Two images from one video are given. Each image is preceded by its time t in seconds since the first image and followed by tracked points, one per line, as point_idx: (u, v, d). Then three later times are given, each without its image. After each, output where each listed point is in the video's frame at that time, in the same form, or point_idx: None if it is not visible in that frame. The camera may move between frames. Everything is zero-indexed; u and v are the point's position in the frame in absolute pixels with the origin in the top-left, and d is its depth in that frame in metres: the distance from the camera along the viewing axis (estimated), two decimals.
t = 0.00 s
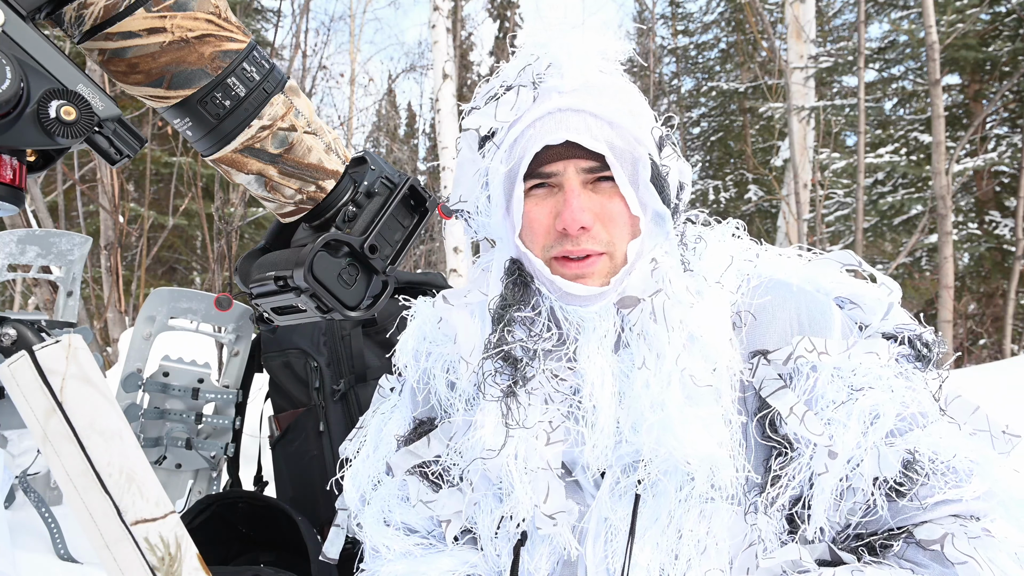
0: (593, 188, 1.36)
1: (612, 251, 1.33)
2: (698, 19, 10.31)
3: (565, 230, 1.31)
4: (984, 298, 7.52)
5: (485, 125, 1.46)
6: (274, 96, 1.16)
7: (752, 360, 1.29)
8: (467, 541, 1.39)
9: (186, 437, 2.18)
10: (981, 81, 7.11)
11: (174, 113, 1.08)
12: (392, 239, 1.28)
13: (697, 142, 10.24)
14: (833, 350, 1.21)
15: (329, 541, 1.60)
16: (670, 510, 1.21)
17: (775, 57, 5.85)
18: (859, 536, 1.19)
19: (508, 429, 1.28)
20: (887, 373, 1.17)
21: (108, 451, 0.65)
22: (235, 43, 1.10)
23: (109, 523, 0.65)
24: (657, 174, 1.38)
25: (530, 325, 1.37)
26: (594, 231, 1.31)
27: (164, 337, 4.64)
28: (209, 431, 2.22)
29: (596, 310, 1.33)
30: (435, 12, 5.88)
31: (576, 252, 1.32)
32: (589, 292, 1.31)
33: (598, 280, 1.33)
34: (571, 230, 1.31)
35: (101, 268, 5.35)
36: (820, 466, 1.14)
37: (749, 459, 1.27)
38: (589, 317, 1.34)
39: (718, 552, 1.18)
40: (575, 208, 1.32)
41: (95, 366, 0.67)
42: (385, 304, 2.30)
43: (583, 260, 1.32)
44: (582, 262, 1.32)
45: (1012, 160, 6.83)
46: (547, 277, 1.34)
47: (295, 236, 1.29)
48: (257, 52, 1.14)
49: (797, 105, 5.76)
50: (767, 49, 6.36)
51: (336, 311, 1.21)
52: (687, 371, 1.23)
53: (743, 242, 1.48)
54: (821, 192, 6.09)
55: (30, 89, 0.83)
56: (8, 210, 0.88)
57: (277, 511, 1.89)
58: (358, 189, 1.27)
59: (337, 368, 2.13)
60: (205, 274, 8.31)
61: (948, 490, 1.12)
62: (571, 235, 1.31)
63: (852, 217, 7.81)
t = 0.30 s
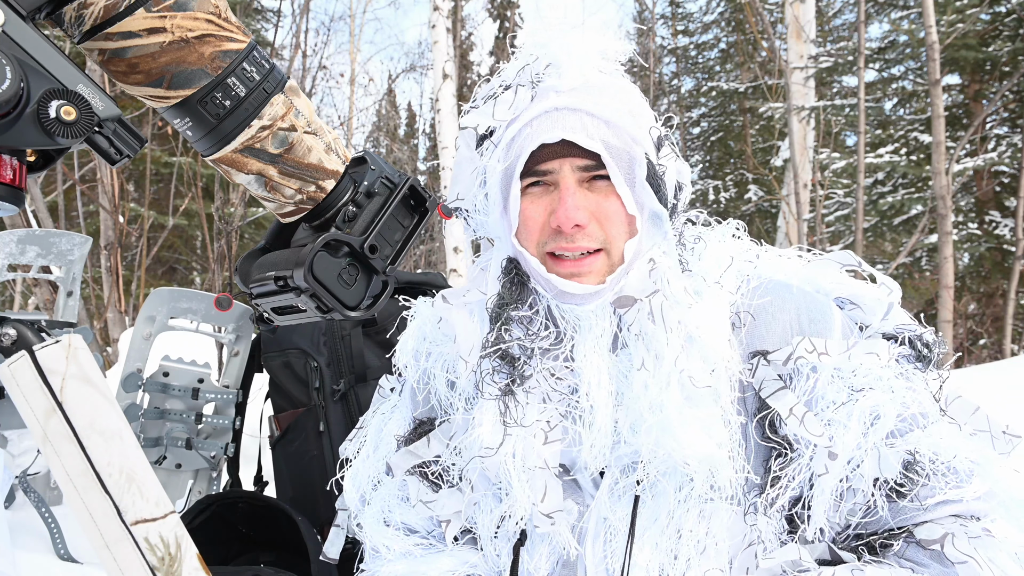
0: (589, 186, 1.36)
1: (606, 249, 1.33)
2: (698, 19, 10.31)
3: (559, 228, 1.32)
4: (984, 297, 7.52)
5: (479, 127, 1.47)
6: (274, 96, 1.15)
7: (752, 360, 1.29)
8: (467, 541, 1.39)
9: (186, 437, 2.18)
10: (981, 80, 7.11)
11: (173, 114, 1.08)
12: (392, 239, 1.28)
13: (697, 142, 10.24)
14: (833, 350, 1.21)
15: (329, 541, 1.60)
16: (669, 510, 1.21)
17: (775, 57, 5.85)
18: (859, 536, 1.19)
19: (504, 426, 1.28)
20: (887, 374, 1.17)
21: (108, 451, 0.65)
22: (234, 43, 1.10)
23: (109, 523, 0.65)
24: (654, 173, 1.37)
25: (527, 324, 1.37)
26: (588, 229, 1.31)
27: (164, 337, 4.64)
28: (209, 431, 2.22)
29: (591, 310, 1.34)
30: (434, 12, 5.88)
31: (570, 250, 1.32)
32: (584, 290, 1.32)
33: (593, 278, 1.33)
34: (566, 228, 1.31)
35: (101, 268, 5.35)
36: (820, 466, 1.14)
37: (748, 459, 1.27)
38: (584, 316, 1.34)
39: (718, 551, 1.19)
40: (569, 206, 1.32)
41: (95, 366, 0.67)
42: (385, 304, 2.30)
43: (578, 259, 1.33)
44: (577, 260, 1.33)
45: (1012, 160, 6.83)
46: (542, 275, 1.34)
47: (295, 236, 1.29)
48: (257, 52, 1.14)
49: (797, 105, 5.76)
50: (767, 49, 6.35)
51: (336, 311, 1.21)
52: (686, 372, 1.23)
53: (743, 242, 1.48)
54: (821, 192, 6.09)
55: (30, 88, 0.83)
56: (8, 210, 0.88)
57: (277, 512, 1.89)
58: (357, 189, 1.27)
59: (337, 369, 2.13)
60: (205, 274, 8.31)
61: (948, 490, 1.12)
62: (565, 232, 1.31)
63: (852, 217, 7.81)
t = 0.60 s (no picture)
0: (591, 185, 1.36)
1: (612, 248, 1.33)
2: (698, 19, 10.31)
3: (564, 229, 1.32)
4: (984, 297, 7.52)
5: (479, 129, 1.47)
6: (275, 96, 1.15)
7: (756, 363, 1.28)
8: (469, 542, 1.39)
9: (186, 437, 2.18)
10: (981, 80, 7.12)
11: (174, 113, 1.08)
12: (392, 239, 1.28)
13: (696, 143, 10.24)
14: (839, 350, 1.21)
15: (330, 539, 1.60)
16: (672, 511, 1.21)
17: (775, 57, 5.85)
18: (862, 538, 1.19)
19: (514, 432, 1.28)
20: (892, 375, 1.17)
21: (109, 451, 0.65)
22: (235, 43, 1.10)
23: (109, 523, 0.65)
24: (655, 170, 1.38)
25: (534, 327, 1.37)
26: (593, 228, 1.32)
27: (164, 337, 4.64)
28: (209, 431, 2.22)
29: (599, 309, 1.34)
30: (435, 12, 5.89)
31: (577, 251, 1.32)
32: (592, 290, 1.32)
33: (601, 279, 1.33)
34: (571, 228, 1.31)
35: (101, 267, 5.35)
36: (825, 467, 1.14)
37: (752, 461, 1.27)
38: (592, 315, 1.34)
39: (721, 552, 1.18)
40: (573, 207, 1.32)
41: (95, 366, 0.67)
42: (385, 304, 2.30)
43: (584, 259, 1.33)
44: (583, 259, 1.33)
45: (1012, 160, 6.83)
46: (550, 277, 1.34)
47: (295, 235, 1.29)
48: (257, 52, 1.14)
49: (796, 105, 5.76)
50: (767, 49, 6.36)
51: (336, 311, 1.21)
52: (692, 370, 1.23)
53: (747, 243, 1.48)
54: (821, 192, 6.09)
55: (30, 88, 0.83)
56: (8, 210, 0.88)
57: (278, 512, 1.89)
58: (358, 189, 1.27)
59: (337, 369, 2.13)
60: (205, 274, 8.31)
61: (951, 493, 1.12)
62: (571, 233, 1.32)
63: (852, 218, 7.81)
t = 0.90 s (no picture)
0: (582, 187, 1.35)
1: (605, 251, 1.32)
2: (698, 19, 10.31)
3: (556, 232, 1.31)
4: (984, 297, 7.53)
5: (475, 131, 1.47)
6: (275, 96, 1.15)
7: (754, 363, 1.28)
8: (467, 543, 1.39)
9: (186, 437, 2.18)
10: (981, 80, 7.12)
11: (174, 113, 1.08)
12: (392, 239, 1.28)
13: (697, 142, 10.25)
14: (835, 351, 1.21)
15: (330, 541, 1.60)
16: (670, 511, 1.20)
17: (775, 57, 5.84)
18: (861, 538, 1.19)
19: (510, 435, 1.28)
20: (890, 375, 1.17)
21: (109, 452, 0.65)
22: (235, 43, 1.10)
23: (109, 523, 0.65)
24: (646, 169, 1.37)
25: (529, 331, 1.37)
26: (585, 231, 1.31)
27: (164, 337, 4.64)
28: (209, 431, 2.22)
29: (594, 313, 1.33)
30: (435, 12, 5.89)
31: (570, 255, 1.31)
32: (586, 295, 1.31)
33: (595, 283, 1.32)
34: (563, 232, 1.30)
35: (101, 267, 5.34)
36: (822, 468, 1.14)
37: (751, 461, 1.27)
38: (588, 319, 1.34)
39: (719, 553, 1.18)
40: (563, 209, 1.31)
41: (95, 366, 0.67)
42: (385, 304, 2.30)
43: (578, 263, 1.32)
44: (577, 263, 1.31)
45: (1012, 160, 6.82)
46: (543, 282, 1.33)
47: (295, 236, 1.29)
48: (257, 52, 1.14)
49: (797, 105, 5.76)
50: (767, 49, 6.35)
51: (336, 311, 1.21)
52: (688, 371, 1.23)
53: (744, 242, 1.48)
54: (821, 192, 6.09)
55: (30, 88, 0.83)
56: (8, 210, 0.88)
57: (278, 512, 1.89)
58: (358, 189, 1.27)
59: (337, 369, 2.13)
60: (205, 274, 8.32)
61: (951, 493, 1.12)
62: (563, 237, 1.31)
63: (852, 218, 7.82)
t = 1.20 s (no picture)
0: (580, 187, 1.35)
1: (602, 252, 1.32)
2: (698, 19, 10.31)
3: (553, 232, 1.31)
4: (984, 297, 7.53)
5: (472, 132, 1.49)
6: (275, 96, 1.15)
7: (753, 362, 1.28)
8: (467, 544, 1.39)
9: (186, 437, 2.18)
10: (981, 81, 7.12)
11: (173, 113, 1.08)
12: (392, 239, 1.28)
13: (697, 142, 10.25)
14: (833, 352, 1.21)
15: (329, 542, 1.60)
16: (668, 511, 1.21)
17: (775, 57, 5.83)
18: (860, 538, 1.19)
19: (509, 436, 1.28)
20: (888, 375, 1.17)
21: (109, 451, 0.65)
22: (235, 43, 1.10)
23: (109, 523, 0.65)
24: (643, 169, 1.36)
25: (527, 331, 1.37)
26: (583, 231, 1.31)
27: (164, 337, 4.64)
28: (209, 432, 2.23)
29: (593, 314, 1.32)
30: (435, 12, 5.88)
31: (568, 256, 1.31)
32: (586, 298, 1.30)
33: (594, 284, 1.32)
34: (561, 232, 1.30)
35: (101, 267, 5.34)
36: (821, 468, 1.14)
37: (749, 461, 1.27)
38: (586, 320, 1.33)
39: (718, 553, 1.18)
40: (562, 210, 1.31)
41: (95, 366, 0.66)
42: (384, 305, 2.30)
43: (577, 264, 1.32)
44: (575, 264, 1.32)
45: (1012, 160, 6.83)
46: (542, 283, 1.33)
47: (295, 236, 1.29)
48: (257, 52, 1.14)
49: (797, 105, 5.76)
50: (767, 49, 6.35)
51: (336, 311, 1.21)
52: (687, 372, 1.24)
53: (743, 241, 1.48)
54: (821, 192, 6.09)
55: (30, 88, 0.83)
56: (8, 210, 0.88)
57: (277, 512, 1.89)
58: (357, 189, 1.27)
59: (337, 369, 2.13)
60: (205, 274, 8.32)
61: (949, 492, 1.12)
62: (562, 237, 1.30)
63: (852, 218, 7.82)
